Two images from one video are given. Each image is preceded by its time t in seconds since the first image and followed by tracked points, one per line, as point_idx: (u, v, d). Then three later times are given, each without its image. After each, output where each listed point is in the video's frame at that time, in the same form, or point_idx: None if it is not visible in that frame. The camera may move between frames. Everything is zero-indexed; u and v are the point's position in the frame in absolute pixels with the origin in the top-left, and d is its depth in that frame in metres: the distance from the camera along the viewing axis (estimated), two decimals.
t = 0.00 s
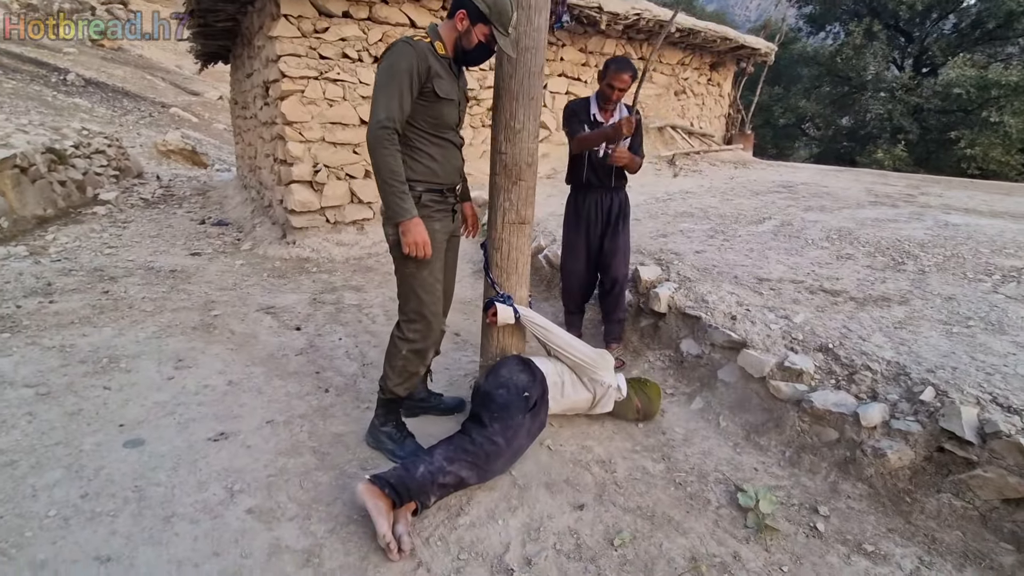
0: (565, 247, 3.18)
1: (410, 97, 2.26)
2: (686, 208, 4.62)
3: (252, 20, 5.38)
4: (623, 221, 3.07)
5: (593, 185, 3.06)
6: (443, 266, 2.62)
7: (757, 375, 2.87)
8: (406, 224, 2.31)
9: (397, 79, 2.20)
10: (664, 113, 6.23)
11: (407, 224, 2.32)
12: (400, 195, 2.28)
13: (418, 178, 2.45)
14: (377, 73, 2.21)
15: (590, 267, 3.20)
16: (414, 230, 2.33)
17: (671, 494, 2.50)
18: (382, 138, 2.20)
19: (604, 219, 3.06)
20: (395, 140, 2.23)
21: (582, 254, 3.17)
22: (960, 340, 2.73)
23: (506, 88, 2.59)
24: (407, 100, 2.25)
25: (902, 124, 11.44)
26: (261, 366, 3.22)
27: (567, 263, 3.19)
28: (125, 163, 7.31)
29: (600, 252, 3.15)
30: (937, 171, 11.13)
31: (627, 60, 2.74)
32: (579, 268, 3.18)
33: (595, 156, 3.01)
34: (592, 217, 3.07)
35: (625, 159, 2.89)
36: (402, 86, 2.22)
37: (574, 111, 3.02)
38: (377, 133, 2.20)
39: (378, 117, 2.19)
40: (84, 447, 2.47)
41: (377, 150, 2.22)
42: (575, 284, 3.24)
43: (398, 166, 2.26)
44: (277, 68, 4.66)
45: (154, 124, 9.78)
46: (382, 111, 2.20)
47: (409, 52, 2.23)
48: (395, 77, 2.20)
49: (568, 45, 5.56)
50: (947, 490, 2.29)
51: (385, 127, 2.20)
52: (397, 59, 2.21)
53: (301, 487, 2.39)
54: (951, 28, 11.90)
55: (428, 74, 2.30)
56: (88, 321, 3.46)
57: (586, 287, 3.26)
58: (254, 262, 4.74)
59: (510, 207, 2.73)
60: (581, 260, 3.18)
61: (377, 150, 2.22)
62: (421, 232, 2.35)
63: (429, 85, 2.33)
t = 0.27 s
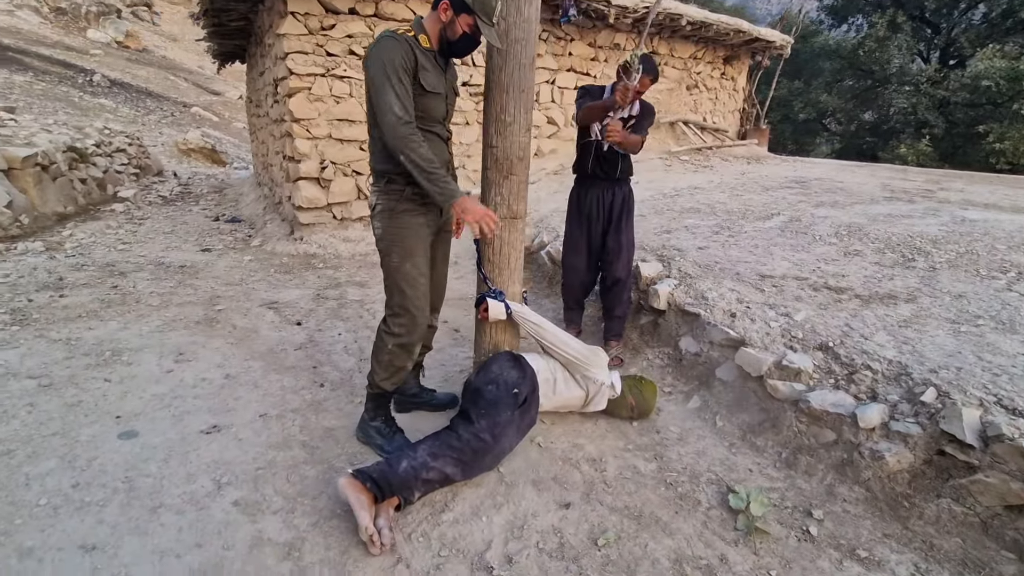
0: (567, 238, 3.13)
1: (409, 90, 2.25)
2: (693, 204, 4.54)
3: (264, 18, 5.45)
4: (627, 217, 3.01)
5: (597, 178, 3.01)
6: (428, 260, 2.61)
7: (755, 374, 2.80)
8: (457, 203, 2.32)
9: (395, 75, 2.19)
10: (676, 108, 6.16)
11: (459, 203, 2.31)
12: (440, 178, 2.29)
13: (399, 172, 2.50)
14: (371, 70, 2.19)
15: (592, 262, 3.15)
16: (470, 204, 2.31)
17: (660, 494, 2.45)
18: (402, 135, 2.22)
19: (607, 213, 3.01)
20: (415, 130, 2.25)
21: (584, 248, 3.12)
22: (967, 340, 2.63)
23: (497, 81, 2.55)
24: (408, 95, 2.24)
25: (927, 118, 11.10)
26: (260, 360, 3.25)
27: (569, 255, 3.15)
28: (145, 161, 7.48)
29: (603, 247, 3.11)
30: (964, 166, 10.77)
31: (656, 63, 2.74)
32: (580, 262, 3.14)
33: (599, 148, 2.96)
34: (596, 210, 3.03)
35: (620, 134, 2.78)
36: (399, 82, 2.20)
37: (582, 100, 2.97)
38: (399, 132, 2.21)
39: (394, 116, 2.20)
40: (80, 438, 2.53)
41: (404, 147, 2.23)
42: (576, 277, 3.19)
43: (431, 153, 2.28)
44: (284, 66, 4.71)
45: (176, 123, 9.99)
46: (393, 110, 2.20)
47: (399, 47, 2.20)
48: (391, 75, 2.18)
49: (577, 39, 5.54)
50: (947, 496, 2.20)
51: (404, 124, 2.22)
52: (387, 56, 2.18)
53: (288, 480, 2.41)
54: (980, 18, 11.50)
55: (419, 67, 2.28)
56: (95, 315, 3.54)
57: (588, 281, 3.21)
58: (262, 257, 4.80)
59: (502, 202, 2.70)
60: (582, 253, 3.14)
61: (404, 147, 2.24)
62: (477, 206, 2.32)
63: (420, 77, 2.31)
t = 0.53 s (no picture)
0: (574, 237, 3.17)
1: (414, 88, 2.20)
2: (705, 206, 4.47)
3: (283, 20, 5.54)
4: (632, 224, 3.01)
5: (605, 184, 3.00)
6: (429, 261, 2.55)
7: (757, 381, 2.73)
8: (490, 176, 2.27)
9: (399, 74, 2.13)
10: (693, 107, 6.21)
11: (490, 177, 2.27)
12: (463, 169, 2.22)
13: (399, 173, 2.40)
14: (377, 72, 2.14)
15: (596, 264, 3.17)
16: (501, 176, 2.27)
17: (654, 502, 2.40)
18: (419, 129, 2.15)
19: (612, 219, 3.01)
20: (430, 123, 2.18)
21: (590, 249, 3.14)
22: (982, 351, 2.53)
23: (494, 82, 2.53)
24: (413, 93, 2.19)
25: (961, 116, 10.70)
26: (265, 357, 3.30)
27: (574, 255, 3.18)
28: (172, 161, 7.67)
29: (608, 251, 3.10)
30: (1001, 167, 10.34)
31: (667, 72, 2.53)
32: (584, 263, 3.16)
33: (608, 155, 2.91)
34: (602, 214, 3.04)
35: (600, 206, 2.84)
36: (404, 80, 2.15)
37: (595, 104, 2.85)
38: (416, 128, 2.14)
39: (408, 113, 2.13)
40: (85, 432, 2.61)
41: (423, 142, 2.16)
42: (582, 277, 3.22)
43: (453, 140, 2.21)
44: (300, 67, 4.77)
45: (204, 123, 10.24)
46: (405, 106, 2.13)
47: (400, 47, 2.16)
48: (395, 75, 2.13)
49: (593, 38, 5.49)
50: (954, 513, 2.11)
51: (420, 118, 2.15)
52: (388, 56, 2.13)
53: (281, 479, 2.43)
54: (1021, 12, 11.04)
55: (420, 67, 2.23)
56: (110, 311, 3.65)
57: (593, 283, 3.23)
58: (276, 256, 4.87)
59: (500, 204, 2.67)
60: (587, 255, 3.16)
61: (424, 142, 2.17)
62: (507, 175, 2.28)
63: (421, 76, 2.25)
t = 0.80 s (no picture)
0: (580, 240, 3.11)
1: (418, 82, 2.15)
2: (727, 207, 4.35)
3: (308, 20, 5.61)
4: (642, 219, 3.01)
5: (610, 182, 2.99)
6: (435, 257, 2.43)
7: (769, 388, 2.61)
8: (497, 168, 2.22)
9: (403, 67, 2.09)
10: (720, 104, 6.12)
11: (499, 170, 2.22)
12: (472, 156, 2.16)
13: (404, 169, 2.29)
14: (379, 66, 2.10)
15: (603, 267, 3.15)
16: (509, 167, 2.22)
17: (656, 511, 2.31)
18: (424, 121, 2.09)
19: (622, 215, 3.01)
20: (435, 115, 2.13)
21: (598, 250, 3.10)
22: (1014, 362, 2.38)
23: (499, 77, 2.48)
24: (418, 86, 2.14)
25: (1009, 114, 10.16)
26: (275, 352, 3.33)
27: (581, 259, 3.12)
28: (206, 159, 7.86)
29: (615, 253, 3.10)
30: None
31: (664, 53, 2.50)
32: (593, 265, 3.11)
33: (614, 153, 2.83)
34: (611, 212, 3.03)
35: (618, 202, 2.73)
36: (408, 73, 2.10)
37: (595, 102, 2.79)
38: (420, 120, 2.09)
39: (412, 105, 2.08)
40: (96, 421, 2.67)
41: (428, 135, 2.11)
42: (589, 280, 3.17)
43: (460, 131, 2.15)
44: (322, 66, 4.82)
45: (238, 123, 10.49)
46: (408, 99, 2.08)
47: (403, 41, 2.12)
48: (398, 68, 2.09)
49: (616, 35, 5.44)
50: (976, 535, 1.97)
51: (424, 111, 2.10)
52: (391, 50, 2.10)
53: (279, 474, 2.44)
54: None
55: (424, 61, 2.19)
56: (132, 304, 3.74)
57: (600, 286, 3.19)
58: (296, 253, 4.92)
59: (505, 201, 2.62)
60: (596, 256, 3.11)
61: (428, 134, 2.11)
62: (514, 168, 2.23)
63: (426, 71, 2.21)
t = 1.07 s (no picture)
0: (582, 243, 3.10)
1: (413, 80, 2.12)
2: (747, 208, 4.23)
3: (331, 22, 5.68)
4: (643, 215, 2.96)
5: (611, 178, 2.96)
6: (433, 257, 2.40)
7: (779, 397, 2.51)
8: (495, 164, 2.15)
9: (397, 65, 2.06)
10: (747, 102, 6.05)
11: (497, 166, 2.16)
12: (468, 153, 2.10)
13: (401, 169, 2.26)
14: (373, 65, 2.07)
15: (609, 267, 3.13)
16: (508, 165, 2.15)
17: (654, 521, 2.24)
18: (418, 118, 2.05)
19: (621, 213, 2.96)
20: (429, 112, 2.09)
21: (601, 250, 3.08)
22: None
23: (500, 75, 2.43)
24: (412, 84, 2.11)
25: None
26: (285, 349, 3.37)
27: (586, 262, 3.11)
28: (237, 160, 8.05)
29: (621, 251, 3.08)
30: None
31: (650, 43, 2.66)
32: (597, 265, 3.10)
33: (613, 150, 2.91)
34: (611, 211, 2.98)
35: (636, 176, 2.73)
36: (402, 71, 2.07)
37: (589, 101, 2.90)
38: (413, 118, 2.05)
39: (405, 103, 2.04)
40: (107, 415, 2.75)
41: (421, 132, 2.07)
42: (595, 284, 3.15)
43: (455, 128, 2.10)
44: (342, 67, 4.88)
45: (270, 124, 10.73)
46: (402, 96, 2.05)
47: (397, 38, 2.09)
48: (392, 66, 2.06)
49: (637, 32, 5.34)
50: (995, 559, 1.84)
51: (417, 108, 2.06)
52: (384, 48, 2.07)
53: (277, 471, 2.46)
54: None
55: (419, 59, 2.16)
56: (152, 301, 3.84)
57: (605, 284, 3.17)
58: (315, 251, 4.99)
59: (506, 201, 2.57)
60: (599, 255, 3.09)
61: (422, 132, 2.07)
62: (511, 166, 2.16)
63: (421, 69, 2.17)
